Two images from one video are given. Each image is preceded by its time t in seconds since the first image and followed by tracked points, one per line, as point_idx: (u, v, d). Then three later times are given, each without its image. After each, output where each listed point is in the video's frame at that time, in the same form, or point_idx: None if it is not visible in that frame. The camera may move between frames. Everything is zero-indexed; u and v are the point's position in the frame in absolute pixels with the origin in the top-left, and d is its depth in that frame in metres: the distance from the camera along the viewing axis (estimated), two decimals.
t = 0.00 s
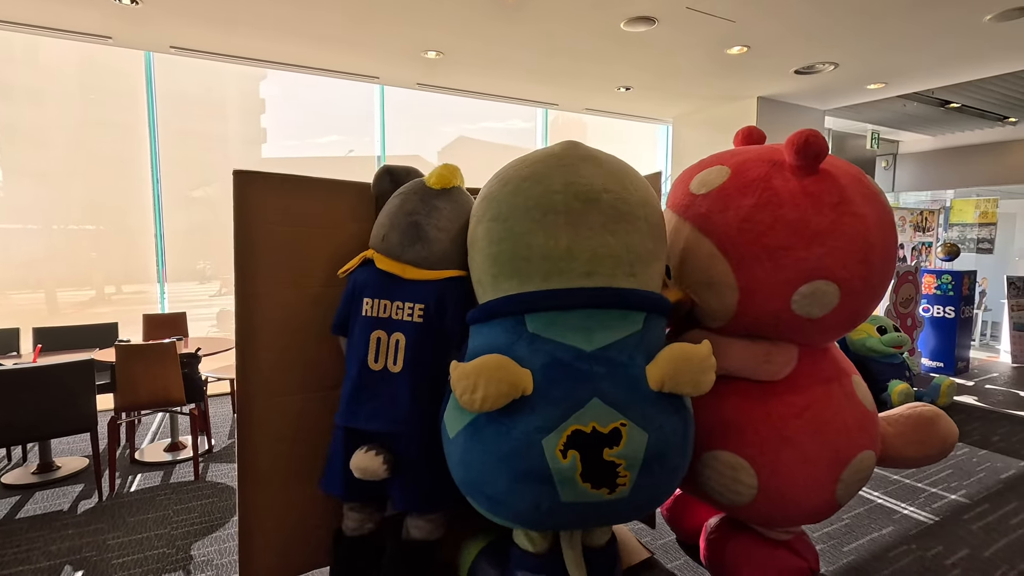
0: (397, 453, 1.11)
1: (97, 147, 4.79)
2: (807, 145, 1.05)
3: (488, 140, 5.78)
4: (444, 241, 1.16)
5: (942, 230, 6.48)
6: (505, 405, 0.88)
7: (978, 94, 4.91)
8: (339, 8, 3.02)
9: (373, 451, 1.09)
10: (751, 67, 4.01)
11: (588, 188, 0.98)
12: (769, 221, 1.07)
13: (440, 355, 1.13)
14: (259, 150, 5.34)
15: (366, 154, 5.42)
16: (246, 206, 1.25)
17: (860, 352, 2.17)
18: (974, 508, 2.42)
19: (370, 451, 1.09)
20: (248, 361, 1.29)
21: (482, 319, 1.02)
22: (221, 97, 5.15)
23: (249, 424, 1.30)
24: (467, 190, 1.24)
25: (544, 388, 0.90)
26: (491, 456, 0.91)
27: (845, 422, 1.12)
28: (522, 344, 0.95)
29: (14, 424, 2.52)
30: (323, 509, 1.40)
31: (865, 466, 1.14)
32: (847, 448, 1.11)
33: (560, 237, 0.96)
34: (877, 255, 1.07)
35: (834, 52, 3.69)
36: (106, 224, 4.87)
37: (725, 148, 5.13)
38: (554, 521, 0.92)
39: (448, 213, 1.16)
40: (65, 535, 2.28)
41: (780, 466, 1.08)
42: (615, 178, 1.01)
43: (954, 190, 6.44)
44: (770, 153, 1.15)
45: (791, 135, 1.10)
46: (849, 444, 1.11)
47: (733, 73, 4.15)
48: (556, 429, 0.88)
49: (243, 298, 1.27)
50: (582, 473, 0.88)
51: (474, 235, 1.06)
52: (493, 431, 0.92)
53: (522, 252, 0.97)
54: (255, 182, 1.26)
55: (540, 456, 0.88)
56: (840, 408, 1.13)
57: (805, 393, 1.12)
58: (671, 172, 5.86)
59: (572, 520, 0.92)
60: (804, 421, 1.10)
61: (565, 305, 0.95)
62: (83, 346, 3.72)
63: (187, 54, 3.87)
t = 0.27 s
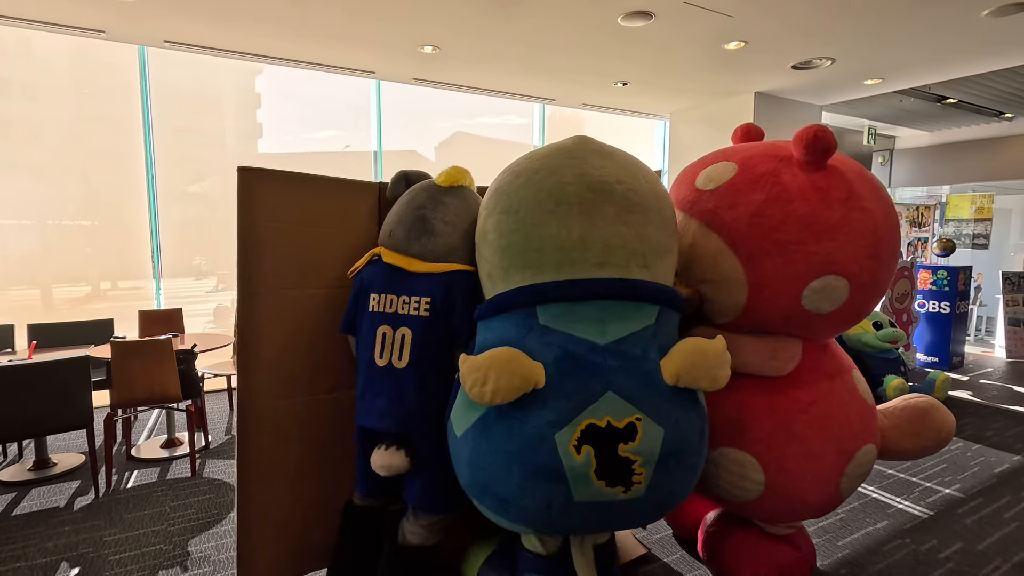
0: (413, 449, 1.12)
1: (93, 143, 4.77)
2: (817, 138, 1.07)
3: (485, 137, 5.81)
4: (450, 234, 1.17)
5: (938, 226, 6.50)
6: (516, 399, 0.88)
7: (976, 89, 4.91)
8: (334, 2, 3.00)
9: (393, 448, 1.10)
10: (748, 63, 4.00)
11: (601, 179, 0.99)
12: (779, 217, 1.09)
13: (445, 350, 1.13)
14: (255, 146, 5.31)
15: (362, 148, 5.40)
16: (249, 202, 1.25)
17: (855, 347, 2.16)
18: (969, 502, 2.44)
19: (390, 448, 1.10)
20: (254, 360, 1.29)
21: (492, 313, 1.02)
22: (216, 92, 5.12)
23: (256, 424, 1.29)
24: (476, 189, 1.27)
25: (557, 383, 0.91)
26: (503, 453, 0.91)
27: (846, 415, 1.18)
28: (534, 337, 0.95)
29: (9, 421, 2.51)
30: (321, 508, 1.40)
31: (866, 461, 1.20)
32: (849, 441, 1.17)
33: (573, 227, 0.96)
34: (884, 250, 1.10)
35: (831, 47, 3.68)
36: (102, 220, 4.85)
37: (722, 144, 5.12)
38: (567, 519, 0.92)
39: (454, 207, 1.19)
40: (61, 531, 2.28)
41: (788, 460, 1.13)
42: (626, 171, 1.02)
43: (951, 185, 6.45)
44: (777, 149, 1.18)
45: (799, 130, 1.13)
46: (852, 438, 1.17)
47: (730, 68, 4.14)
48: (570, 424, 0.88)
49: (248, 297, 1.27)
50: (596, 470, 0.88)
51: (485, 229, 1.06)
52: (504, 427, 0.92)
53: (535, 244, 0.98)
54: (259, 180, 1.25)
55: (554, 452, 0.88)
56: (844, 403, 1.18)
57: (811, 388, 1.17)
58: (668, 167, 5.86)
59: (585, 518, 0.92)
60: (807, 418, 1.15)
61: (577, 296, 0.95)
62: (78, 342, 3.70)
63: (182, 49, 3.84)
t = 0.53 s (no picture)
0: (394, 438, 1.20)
1: (91, 140, 4.75)
2: (818, 136, 1.21)
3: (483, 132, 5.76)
4: (435, 227, 1.25)
5: (935, 222, 6.52)
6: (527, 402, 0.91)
7: (973, 85, 4.91)
8: None
9: (374, 439, 1.19)
10: (746, 58, 3.99)
11: (613, 176, 1.01)
12: (783, 215, 1.22)
13: (429, 341, 1.19)
14: (253, 142, 5.29)
15: (360, 144, 5.38)
16: (258, 196, 1.22)
17: (852, 343, 2.14)
18: (963, 496, 2.46)
19: (371, 439, 1.19)
20: (262, 363, 1.25)
21: (499, 314, 1.03)
22: (214, 88, 5.10)
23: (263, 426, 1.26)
24: (473, 190, 1.34)
25: (568, 386, 0.93)
26: (513, 459, 0.94)
27: (841, 410, 1.34)
28: (544, 339, 0.97)
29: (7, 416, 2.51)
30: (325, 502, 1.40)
31: (861, 452, 1.37)
32: (844, 432, 1.33)
33: (586, 226, 0.98)
34: (881, 246, 1.25)
35: (830, 43, 3.67)
36: (99, 215, 4.83)
37: (720, 140, 5.12)
38: (577, 526, 0.94)
39: (444, 203, 1.27)
40: (59, 527, 2.28)
41: (788, 455, 1.29)
42: (637, 169, 1.05)
43: (948, 181, 6.47)
44: (777, 147, 1.30)
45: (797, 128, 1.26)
46: (847, 428, 1.34)
47: (729, 63, 4.12)
48: (584, 430, 0.91)
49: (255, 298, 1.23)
50: (608, 478, 0.91)
51: (489, 227, 1.07)
52: (512, 433, 0.94)
53: (546, 243, 0.99)
54: (268, 174, 1.23)
55: (566, 459, 0.91)
56: (838, 395, 1.35)
57: (811, 383, 1.33)
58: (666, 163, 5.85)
59: (594, 524, 0.95)
60: (808, 413, 1.31)
61: (591, 298, 0.97)
62: (75, 338, 3.70)
63: (178, 43, 3.82)
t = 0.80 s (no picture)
0: (376, 432, 1.20)
1: (88, 138, 4.73)
2: (824, 131, 1.19)
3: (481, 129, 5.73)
4: (432, 222, 1.27)
5: (933, 219, 6.51)
6: (549, 403, 0.89)
7: (973, 81, 4.89)
8: None
9: (354, 431, 1.21)
10: (745, 53, 3.97)
11: (631, 169, 1.01)
12: (788, 210, 1.21)
13: (421, 334, 1.18)
14: (250, 139, 5.27)
15: (359, 142, 5.33)
16: (263, 186, 1.19)
17: (851, 339, 2.16)
18: (962, 492, 2.46)
19: (351, 432, 1.21)
20: (265, 358, 1.22)
21: (513, 312, 1.00)
22: (210, 85, 5.07)
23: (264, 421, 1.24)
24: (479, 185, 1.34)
25: (590, 384, 0.92)
26: (532, 461, 0.92)
27: (841, 408, 1.33)
28: (562, 337, 0.96)
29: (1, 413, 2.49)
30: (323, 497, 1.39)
31: (861, 448, 1.36)
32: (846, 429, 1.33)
33: (606, 220, 0.97)
34: (888, 242, 1.25)
35: (829, 38, 3.65)
36: (95, 213, 4.80)
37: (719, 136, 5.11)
38: (596, 527, 0.94)
39: (445, 198, 1.28)
40: (54, 524, 2.27)
41: (789, 452, 1.29)
42: (651, 161, 1.04)
43: (947, 178, 6.47)
44: (783, 141, 1.29)
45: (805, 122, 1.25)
46: (848, 426, 1.33)
47: (728, 59, 4.10)
48: (608, 430, 0.91)
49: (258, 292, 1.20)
50: (632, 477, 0.92)
51: (500, 220, 1.05)
52: (532, 434, 0.93)
53: (564, 238, 0.97)
54: (271, 164, 1.20)
55: (591, 459, 0.90)
56: (840, 392, 1.34)
57: (813, 381, 1.32)
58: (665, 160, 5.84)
59: (613, 526, 0.95)
60: (809, 408, 1.30)
61: (613, 293, 0.96)
62: (72, 335, 3.68)
63: (174, 38, 3.79)
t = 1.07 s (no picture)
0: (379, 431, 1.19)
1: (86, 136, 4.71)
2: (830, 125, 1.20)
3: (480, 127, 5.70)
4: (442, 219, 1.24)
5: (931, 217, 6.52)
6: (529, 415, 0.89)
7: (971, 79, 4.89)
8: None
9: (359, 431, 1.20)
10: (744, 51, 3.96)
11: (605, 170, 0.98)
12: (791, 204, 1.21)
13: (426, 336, 1.16)
14: (248, 138, 5.25)
15: (357, 140, 5.31)
16: (255, 188, 1.21)
17: (849, 338, 2.16)
18: (960, 490, 2.46)
19: (358, 431, 1.19)
20: (260, 357, 1.24)
21: (491, 321, 1.00)
22: (208, 84, 5.06)
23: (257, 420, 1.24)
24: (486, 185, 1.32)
25: (570, 396, 0.92)
26: (514, 475, 0.92)
27: (837, 403, 1.33)
28: (540, 348, 0.95)
29: None
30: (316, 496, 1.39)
31: (855, 447, 1.36)
32: (844, 429, 1.33)
33: (580, 226, 0.95)
34: (887, 241, 1.25)
35: (828, 35, 3.64)
36: (92, 212, 4.78)
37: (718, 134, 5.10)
38: (583, 533, 0.95)
39: (453, 196, 1.26)
40: (50, 523, 2.26)
41: (784, 449, 1.29)
42: (629, 159, 1.01)
43: (945, 176, 6.47)
44: (787, 136, 1.29)
45: (809, 117, 1.25)
46: (843, 426, 1.33)
47: (727, 57, 4.09)
48: (588, 441, 0.90)
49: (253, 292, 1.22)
50: (614, 486, 0.92)
51: (474, 227, 1.03)
52: (512, 448, 0.92)
53: (538, 247, 0.96)
54: (264, 165, 1.22)
55: (571, 470, 0.90)
56: (836, 391, 1.34)
57: (807, 376, 1.32)
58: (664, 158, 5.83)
59: (601, 531, 0.96)
60: (806, 405, 1.30)
61: (590, 303, 0.94)
62: (68, 333, 3.67)
63: (169, 35, 3.77)
